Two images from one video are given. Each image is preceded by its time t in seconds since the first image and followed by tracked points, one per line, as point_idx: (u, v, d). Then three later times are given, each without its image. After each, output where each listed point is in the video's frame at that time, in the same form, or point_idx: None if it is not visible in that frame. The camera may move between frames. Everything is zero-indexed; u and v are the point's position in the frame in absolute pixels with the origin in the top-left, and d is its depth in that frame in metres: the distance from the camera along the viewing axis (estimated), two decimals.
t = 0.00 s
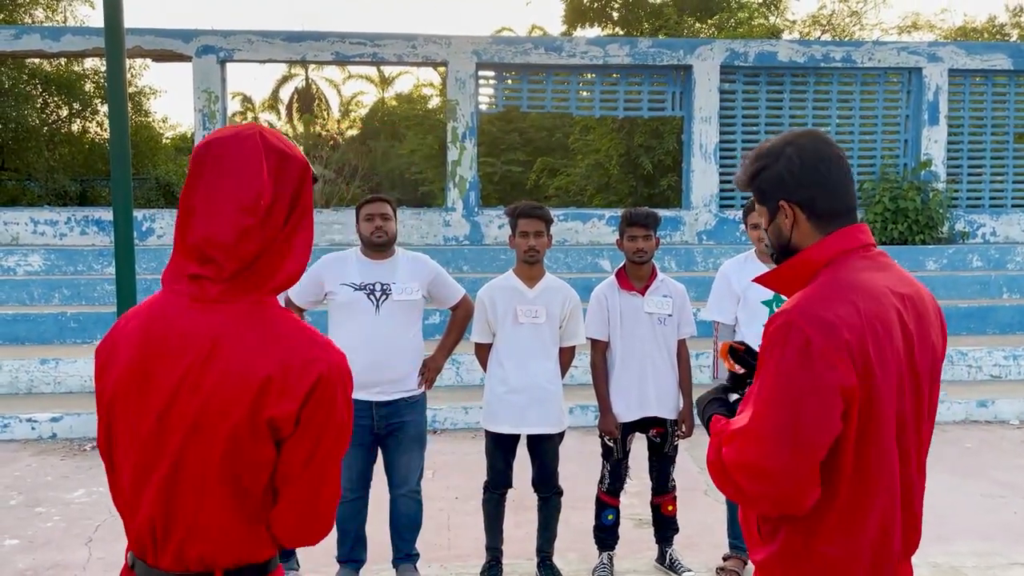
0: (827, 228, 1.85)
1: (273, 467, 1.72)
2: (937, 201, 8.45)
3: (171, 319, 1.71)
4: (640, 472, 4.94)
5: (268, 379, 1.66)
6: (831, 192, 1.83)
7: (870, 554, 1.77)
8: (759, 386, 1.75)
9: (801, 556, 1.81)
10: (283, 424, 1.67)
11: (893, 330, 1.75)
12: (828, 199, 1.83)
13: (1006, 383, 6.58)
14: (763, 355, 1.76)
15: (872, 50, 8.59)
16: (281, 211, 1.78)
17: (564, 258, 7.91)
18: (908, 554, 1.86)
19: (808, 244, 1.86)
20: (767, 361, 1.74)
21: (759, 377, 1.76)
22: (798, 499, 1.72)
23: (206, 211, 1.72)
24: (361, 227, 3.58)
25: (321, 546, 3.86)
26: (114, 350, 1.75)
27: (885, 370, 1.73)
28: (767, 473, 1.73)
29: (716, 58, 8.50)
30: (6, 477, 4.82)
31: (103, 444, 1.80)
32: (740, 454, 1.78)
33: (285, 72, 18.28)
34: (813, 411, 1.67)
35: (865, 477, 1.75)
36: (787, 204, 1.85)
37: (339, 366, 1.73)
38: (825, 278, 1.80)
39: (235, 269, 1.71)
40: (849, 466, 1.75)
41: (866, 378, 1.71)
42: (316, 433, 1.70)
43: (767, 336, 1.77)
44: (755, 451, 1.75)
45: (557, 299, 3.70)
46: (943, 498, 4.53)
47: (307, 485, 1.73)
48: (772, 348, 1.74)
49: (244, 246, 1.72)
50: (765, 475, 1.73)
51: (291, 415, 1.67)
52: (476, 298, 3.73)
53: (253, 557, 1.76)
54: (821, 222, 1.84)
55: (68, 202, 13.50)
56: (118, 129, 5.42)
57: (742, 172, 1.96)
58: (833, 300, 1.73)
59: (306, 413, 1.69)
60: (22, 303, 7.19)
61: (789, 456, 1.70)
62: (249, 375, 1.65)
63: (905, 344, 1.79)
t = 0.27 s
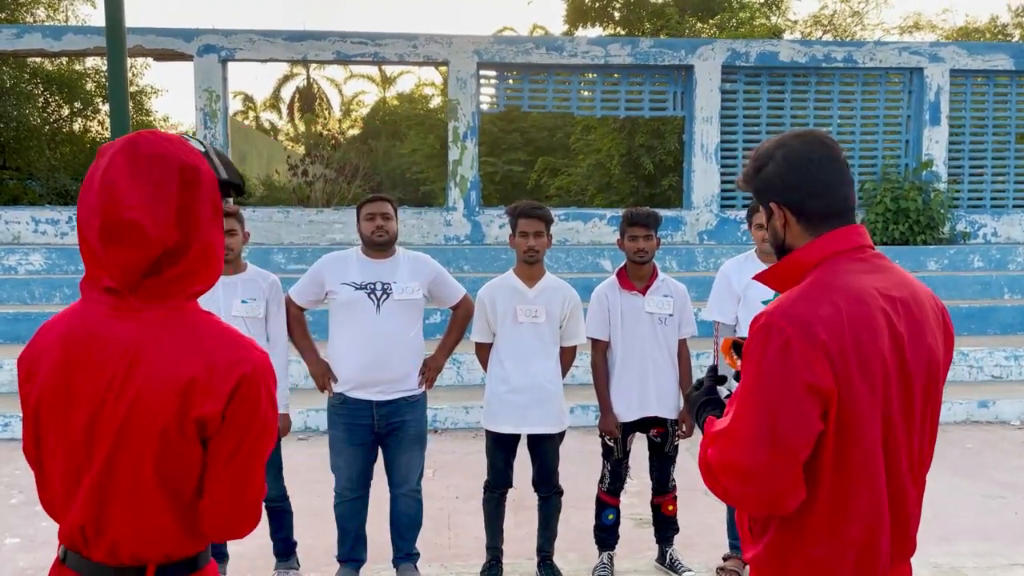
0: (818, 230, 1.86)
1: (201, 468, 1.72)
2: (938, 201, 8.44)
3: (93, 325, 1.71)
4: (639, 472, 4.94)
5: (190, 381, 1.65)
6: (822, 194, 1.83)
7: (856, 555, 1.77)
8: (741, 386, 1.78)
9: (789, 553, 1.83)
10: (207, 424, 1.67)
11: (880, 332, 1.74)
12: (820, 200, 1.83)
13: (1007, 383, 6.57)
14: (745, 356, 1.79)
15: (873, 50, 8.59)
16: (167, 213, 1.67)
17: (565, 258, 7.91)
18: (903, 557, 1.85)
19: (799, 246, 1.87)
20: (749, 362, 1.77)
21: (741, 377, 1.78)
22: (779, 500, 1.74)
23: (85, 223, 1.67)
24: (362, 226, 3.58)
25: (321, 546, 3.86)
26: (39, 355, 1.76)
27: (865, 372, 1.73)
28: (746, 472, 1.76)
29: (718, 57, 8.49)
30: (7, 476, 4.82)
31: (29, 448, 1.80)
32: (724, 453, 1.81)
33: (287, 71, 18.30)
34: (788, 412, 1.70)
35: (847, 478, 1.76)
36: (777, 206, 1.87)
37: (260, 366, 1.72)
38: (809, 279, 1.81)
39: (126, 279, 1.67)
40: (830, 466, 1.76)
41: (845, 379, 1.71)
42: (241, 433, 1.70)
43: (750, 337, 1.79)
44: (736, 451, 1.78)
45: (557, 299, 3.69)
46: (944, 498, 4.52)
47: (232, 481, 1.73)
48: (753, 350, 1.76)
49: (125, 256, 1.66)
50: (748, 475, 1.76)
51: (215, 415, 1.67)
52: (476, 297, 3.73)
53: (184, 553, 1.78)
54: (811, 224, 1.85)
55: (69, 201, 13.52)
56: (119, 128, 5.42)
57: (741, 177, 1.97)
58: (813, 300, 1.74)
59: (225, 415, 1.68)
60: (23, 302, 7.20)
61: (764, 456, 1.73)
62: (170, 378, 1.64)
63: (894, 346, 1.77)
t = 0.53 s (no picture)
0: (818, 232, 1.85)
1: (160, 456, 1.71)
2: (939, 201, 8.43)
3: (63, 314, 1.74)
4: (639, 472, 4.94)
5: (141, 367, 1.66)
6: (818, 195, 1.82)
7: (845, 556, 1.77)
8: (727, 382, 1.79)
9: (779, 552, 1.83)
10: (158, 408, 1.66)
11: (870, 333, 1.74)
12: (816, 201, 1.83)
13: (1007, 383, 6.57)
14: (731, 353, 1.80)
15: (874, 50, 8.58)
16: (108, 196, 1.68)
17: (565, 257, 7.91)
18: (897, 559, 1.84)
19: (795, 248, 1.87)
20: (736, 360, 1.77)
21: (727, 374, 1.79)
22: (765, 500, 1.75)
23: (38, 215, 1.73)
24: (362, 226, 3.58)
25: (321, 545, 3.86)
26: (12, 349, 1.80)
27: (852, 372, 1.73)
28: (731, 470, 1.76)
29: (719, 57, 8.49)
30: (7, 475, 4.82)
31: (13, 440, 1.86)
32: (710, 450, 1.82)
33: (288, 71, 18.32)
34: (773, 410, 1.70)
35: (835, 478, 1.76)
36: (777, 208, 1.87)
37: (214, 351, 1.71)
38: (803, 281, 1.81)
39: (77, 265, 1.70)
40: (818, 465, 1.76)
41: (833, 380, 1.72)
42: (195, 419, 1.68)
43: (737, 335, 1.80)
44: (723, 448, 1.78)
45: (557, 298, 3.69)
46: (945, 499, 4.52)
47: (184, 467, 1.70)
48: (739, 347, 1.77)
49: (74, 242, 1.70)
50: (733, 472, 1.76)
51: (167, 400, 1.66)
52: (477, 297, 3.73)
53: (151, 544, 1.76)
54: (808, 225, 1.85)
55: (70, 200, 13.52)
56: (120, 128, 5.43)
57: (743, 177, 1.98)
58: (802, 299, 1.75)
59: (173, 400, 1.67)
60: (24, 301, 7.20)
61: (749, 455, 1.73)
62: (125, 363, 1.66)
63: (886, 347, 1.77)
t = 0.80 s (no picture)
0: (816, 232, 1.85)
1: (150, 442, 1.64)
2: (939, 200, 8.43)
3: (85, 306, 1.75)
4: (639, 471, 4.94)
5: (120, 347, 1.60)
6: (818, 198, 1.82)
7: (846, 556, 1.77)
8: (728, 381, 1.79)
9: (780, 552, 1.83)
10: (136, 387, 1.59)
11: (870, 333, 1.74)
12: (816, 201, 1.83)
13: (1007, 383, 6.57)
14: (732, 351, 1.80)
15: (875, 50, 8.58)
16: (117, 189, 1.63)
17: (565, 257, 7.91)
18: (896, 559, 1.84)
19: (790, 251, 1.88)
20: (737, 359, 1.78)
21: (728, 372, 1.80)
22: (766, 499, 1.76)
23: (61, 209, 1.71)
24: (361, 225, 3.58)
25: (321, 544, 3.87)
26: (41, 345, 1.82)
27: (852, 372, 1.73)
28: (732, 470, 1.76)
29: (719, 57, 8.48)
30: (8, 474, 4.82)
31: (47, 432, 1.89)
32: (712, 449, 1.82)
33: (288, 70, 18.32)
34: (773, 411, 1.70)
35: (835, 477, 1.76)
36: (775, 207, 1.87)
37: (196, 332, 1.62)
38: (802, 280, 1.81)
39: (90, 255, 1.67)
40: (819, 465, 1.76)
41: (834, 379, 1.72)
42: (173, 400, 1.59)
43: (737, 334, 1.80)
44: (724, 448, 1.78)
45: (557, 298, 3.69)
46: (945, 498, 4.52)
47: (169, 454, 1.60)
48: (740, 346, 1.77)
49: (88, 234, 1.66)
50: (734, 471, 1.76)
51: (142, 379, 1.59)
52: (476, 296, 3.73)
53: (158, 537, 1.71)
54: (806, 224, 1.85)
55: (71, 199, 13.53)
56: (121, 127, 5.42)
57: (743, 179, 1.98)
58: (803, 298, 1.75)
59: (152, 378, 1.59)
60: (24, 300, 7.20)
61: (750, 455, 1.73)
62: (108, 344, 1.61)
63: (886, 348, 1.77)
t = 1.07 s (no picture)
0: (814, 230, 1.85)
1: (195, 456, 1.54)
2: (939, 200, 8.43)
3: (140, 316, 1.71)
4: (639, 471, 4.94)
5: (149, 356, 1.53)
6: (817, 196, 1.82)
7: (850, 553, 1.78)
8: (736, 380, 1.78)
9: (784, 551, 1.83)
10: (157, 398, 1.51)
11: (874, 331, 1.74)
12: (815, 199, 1.82)
13: (1008, 383, 6.57)
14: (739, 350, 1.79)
15: (875, 50, 8.58)
16: (171, 194, 1.55)
17: (565, 256, 7.91)
18: (897, 555, 1.85)
19: (791, 247, 1.86)
20: (744, 358, 1.77)
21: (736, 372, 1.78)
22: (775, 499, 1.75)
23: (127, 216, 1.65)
24: (361, 224, 3.58)
25: (321, 544, 3.86)
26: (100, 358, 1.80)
27: (858, 369, 1.73)
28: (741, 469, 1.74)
29: (719, 56, 8.48)
30: (8, 473, 4.82)
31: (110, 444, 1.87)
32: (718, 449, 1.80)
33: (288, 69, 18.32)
34: (783, 408, 1.69)
35: (841, 474, 1.76)
36: (775, 204, 1.87)
37: (215, 337, 1.50)
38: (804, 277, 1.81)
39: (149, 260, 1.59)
40: (826, 462, 1.75)
41: (840, 376, 1.72)
42: (194, 408, 1.48)
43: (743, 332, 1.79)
44: (731, 447, 1.76)
45: (557, 297, 3.69)
46: (945, 498, 4.52)
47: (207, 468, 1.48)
48: (747, 344, 1.76)
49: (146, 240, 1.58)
50: (743, 471, 1.75)
51: (163, 389, 1.50)
52: (476, 295, 3.74)
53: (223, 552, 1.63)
54: (806, 223, 1.84)
55: (71, 198, 13.53)
56: (122, 125, 5.42)
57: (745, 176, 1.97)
58: (808, 296, 1.74)
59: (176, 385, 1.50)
60: (24, 298, 7.20)
61: (759, 453, 1.71)
62: (148, 352, 1.55)
63: (888, 345, 1.77)
